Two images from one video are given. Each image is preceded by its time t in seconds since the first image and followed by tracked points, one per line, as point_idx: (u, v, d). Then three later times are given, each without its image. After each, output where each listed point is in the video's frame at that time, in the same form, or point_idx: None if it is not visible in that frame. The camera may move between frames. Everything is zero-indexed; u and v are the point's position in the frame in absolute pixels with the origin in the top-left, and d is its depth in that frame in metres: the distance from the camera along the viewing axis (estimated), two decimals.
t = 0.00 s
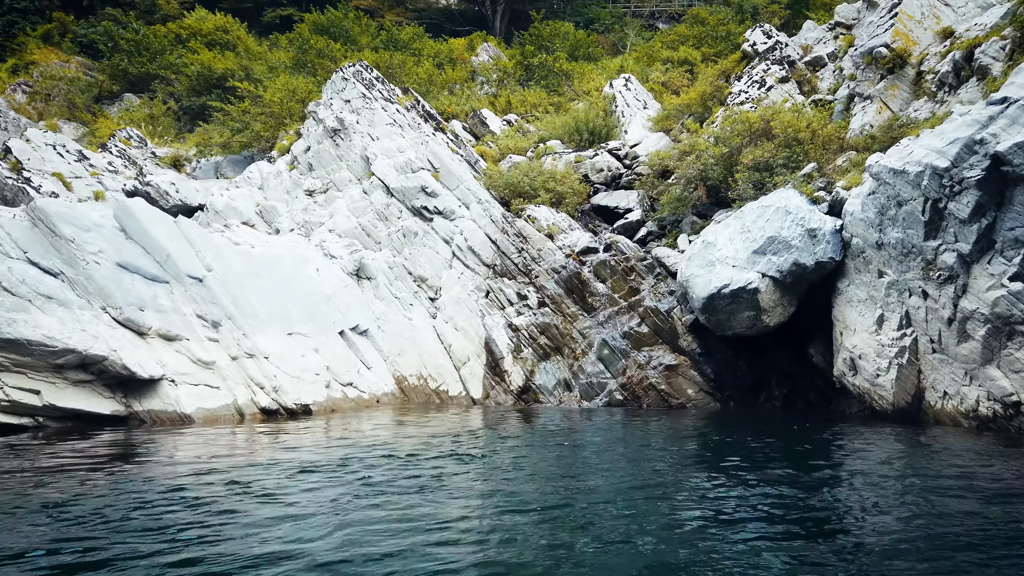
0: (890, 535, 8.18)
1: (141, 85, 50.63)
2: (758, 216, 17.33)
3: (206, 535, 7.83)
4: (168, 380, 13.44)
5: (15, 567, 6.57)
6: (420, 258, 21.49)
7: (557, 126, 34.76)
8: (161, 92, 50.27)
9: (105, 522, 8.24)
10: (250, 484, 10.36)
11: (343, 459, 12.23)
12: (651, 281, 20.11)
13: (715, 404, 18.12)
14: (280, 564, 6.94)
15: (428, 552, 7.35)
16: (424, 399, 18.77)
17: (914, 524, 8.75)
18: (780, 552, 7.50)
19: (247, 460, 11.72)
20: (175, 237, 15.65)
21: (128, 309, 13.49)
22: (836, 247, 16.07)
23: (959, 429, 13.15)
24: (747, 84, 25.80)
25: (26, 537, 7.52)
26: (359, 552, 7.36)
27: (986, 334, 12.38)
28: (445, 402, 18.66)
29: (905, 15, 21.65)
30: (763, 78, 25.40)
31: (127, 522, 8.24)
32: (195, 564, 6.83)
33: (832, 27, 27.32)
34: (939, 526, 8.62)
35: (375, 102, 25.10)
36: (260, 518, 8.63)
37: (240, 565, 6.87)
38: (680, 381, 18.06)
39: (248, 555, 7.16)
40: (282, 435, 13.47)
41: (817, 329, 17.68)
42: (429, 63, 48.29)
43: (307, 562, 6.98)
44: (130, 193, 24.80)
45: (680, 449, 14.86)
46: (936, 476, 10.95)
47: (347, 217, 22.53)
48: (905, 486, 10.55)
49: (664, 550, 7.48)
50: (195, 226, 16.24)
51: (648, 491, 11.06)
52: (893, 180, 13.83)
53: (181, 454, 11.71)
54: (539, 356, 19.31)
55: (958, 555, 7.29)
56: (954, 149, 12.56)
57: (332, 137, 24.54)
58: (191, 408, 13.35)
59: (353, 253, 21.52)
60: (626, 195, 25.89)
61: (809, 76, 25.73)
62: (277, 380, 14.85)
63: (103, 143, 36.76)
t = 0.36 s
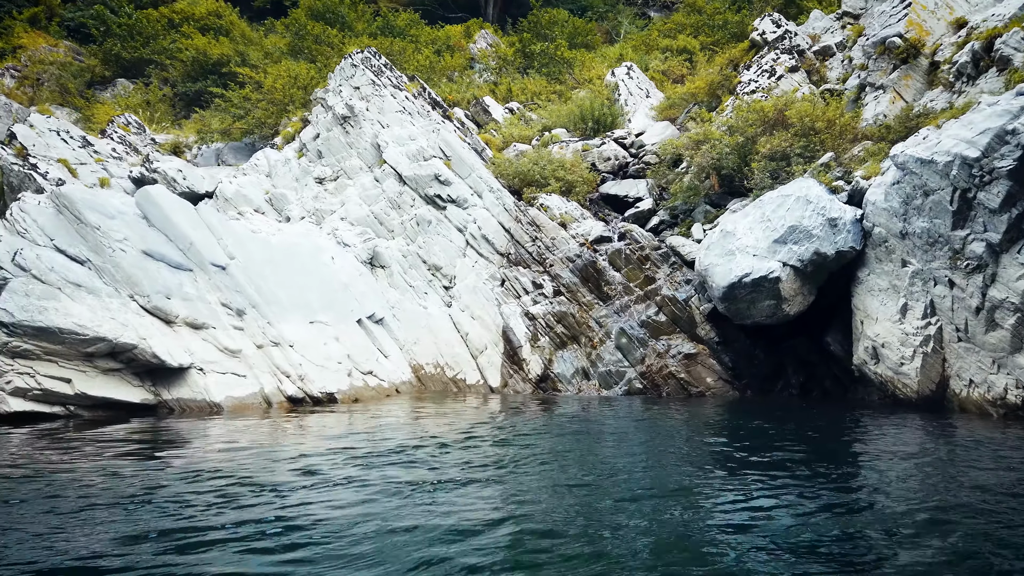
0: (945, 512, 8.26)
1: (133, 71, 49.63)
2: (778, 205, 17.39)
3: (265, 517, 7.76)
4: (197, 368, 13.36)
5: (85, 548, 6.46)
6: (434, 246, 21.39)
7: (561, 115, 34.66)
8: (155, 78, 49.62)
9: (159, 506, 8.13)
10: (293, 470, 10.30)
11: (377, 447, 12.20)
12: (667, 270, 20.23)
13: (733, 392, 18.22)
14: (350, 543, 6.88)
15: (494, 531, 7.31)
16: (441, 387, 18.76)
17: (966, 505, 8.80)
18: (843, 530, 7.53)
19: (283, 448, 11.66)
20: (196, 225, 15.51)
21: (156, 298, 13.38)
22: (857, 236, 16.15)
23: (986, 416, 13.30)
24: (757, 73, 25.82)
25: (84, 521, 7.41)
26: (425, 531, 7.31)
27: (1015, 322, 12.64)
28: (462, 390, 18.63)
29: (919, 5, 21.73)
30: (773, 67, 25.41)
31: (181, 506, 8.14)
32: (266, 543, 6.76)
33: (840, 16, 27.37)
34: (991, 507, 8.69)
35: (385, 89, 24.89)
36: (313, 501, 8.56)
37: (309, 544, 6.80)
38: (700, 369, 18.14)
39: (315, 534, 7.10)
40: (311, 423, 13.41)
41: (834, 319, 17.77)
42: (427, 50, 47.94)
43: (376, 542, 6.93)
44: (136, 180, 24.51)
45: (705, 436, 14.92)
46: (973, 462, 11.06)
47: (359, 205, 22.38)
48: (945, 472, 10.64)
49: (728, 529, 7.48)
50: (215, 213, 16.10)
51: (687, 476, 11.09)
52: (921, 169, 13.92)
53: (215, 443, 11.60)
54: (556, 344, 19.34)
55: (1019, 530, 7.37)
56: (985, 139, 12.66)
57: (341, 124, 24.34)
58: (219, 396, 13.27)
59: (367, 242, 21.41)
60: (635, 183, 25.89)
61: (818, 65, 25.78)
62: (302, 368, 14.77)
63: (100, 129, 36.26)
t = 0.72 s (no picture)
0: (996, 498, 8.37)
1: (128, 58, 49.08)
2: (799, 197, 17.42)
3: (327, 505, 7.77)
4: (228, 360, 13.32)
5: (160, 536, 6.45)
6: (449, 237, 21.33)
7: (566, 105, 34.56)
8: (152, 66, 49.17)
9: (217, 495, 8.11)
10: (337, 461, 10.29)
11: (412, 438, 12.19)
12: (683, 261, 20.00)
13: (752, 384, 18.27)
14: (421, 531, 6.90)
15: (561, 517, 7.36)
16: (460, 378, 18.76)
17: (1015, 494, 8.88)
18: (903, 515, 7.62)
19: (318, 439, 11.61)
20: (221, 216, 15.40)
21: (187, 289, 13.31)
22: (878, 228, 16.17)
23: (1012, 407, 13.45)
24: (767, 65, 25.86)
25: (148, 509, 7.36)
26: (492, 519, 7.34)
27: None
28: (482, 381, 18.65)
29: None
30: (784, 59, 25.46)
31: (239, 495, 8.12)
32: (338, 530, 6.75)
33: (849, 9, 27.43)
34: None
35: (396, 78, 24.72)
36: (368, 490, 8.56)
37: (381, 530, 6.82)
38: (719, 361, 18.25)
39: (383, 522, 7.11)
40: (342, 415, 13.38)
41: (852, 310, 17.86)
42: (426, 39, 47.65)
43: (447, 529, 6.95)
44: (146, 170, 24.33)
45: (729, 426, 15.03)
46: (1008, 452, 11.16)
47: (372, 195, 22.27)
48: (982, 461, 10.75)
49: (791, 515, 7.56)
50: (238, 204, 15.98)
51: (724, 466, 11.19)
52: (948, 163, 14.03)
53: (251, 435, 11.55)
54: (574, 336, 19.42)
55: None
56: (1017, 133, 12.82)
57: (353, 114, 24.20)
58: (251, 388, 13.25)
59: (382, 233, 21.33)
60: (645, 174, 25.89)
61: (828, 57, 25.85)
62: (329, 360, 14.77)
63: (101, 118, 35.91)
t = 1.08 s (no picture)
0: None
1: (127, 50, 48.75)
2: (823, 192, 17.45)
3: (390, 495, 7.73)
4: (262, 355, 13.28)
5: (236, 527, 6.40)
6: (468, 232, 21.29)
7: (575, 100, 34.53)
8: (153, 59, 48.80)
9: (277, 486, 8.07)
10: (382, 454, 10.26)
11: (450, 432, 12.19)
12: (702, 256, 20.08)
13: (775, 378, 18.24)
14: (493, 519, 6.87)
15: (628, 506, 7.36)
16: (482, 373, 18.72)
17: None
18: (965, 503, 7.66)
19: (359, 433, 11.60)
20: (250, 210, 15.35)
21: (221, 284, 13.28)
22: (902, 223, 16.24)
23: None
24: (782, 60, 25.90)
25: (213, 501, 7.32)
26: (559, 508, 7.33)
27: None
28: (504, 376, 18.63)
29: None
30: (798, 54, 25.51)
31: (297, 486, 8.07)
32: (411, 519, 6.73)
33: (862, 4, 27.49)
34: None
35: (411, 72, 24.66)
36: (425, 481, 8.53)
37: (454, 519, 6.79)
38: (743, 355, 18.23)
39: (453, 511, 7.09)
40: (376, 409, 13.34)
41: (874, 305, 17.85)
42: (430, 32, 47.45)
43: (518, 517, 6.94)
44: (160, 163, 24.20)
45: (758, 420, 15.06)
46: None
47: (390, 189, 22.20)
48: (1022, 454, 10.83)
49: (855, 504, 7.58)
50: (265, 199, 15.94)
51: (766, 459, 11.21)
52: (979, 158, 14.07)
53: (291, 429, 11.52)
54: (595, 330, 19.43)
55: None
56: None
57: (368, 107, 24.11)
58: (286, 382, 13.22)
59: (400, 227, 21.26)
60: (658, 169, 25.90)
61: (842, 53, 25.92)
62: (360, 354, 14.76)
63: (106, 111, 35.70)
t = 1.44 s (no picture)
0: None
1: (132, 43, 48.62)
2: (849, 187, 17.48)
3: (458, 486, 7.74)
4: (301, 348, 13.29)
5: (318, 517, 6.39)
6: (490, 226, 21.27)
7: (586, 94, 34.51)
8: (157, 52, 48.61)
9: (340, 477, 8.07)
10: (433, 446, 10.26)
11: (491, 424, 12.21)
12: (725, 252, 19.98)
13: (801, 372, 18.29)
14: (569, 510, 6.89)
15: (698, 498, 7.40)
16: (507, 367, 18.72)
17: None
18: None
19: (403, 425, 11.62)
20: (282, 204, 15.31)
21: (260, 278, 13.28)
22: (930, 218, 16.27)
23: None
24: (799, 55, 25.97)
25: (282, 492, 7.32)
26: (630, 498, 7.36)
27: None
28: (529, 370, 18.65)
29: None
30: (815, 49, 25.59)
31: (361, 477, 8.07)
32: (487, 509, 6.75)
33: None
34: None
35: (430, 66, 24.59)
36: (485, 472, 8.54)
37: (530, 509, 6.81)
38: (769, 350, 18.24)
39: (527, 501, 7.10)
40: (414, 402, 13.36)
41: (898, 298, 17.90)
42: (437, 25, 47.33)
43: (591, 506, 6.97)
44: (176, 158, 23.99)
45: (789, 412, 15.11)
46: None
47: (410, 183, 22.16)
48: None
49: (923, 493, 7.62)
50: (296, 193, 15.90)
51: (810, 450, 11.24)
52: (1013, 153, 14.43)
53: (337, 422, 11.53)
54: (619, 325, 19.47)
55: None
56: None
57: (387, 101, 24.08)
58: (326, 376, 13.21)
59: (422, 221, 21.22)
60: (673, 163, 25.89)
61: (858, 48, 25.97)
62: (394, 348, 14.75)
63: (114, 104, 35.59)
